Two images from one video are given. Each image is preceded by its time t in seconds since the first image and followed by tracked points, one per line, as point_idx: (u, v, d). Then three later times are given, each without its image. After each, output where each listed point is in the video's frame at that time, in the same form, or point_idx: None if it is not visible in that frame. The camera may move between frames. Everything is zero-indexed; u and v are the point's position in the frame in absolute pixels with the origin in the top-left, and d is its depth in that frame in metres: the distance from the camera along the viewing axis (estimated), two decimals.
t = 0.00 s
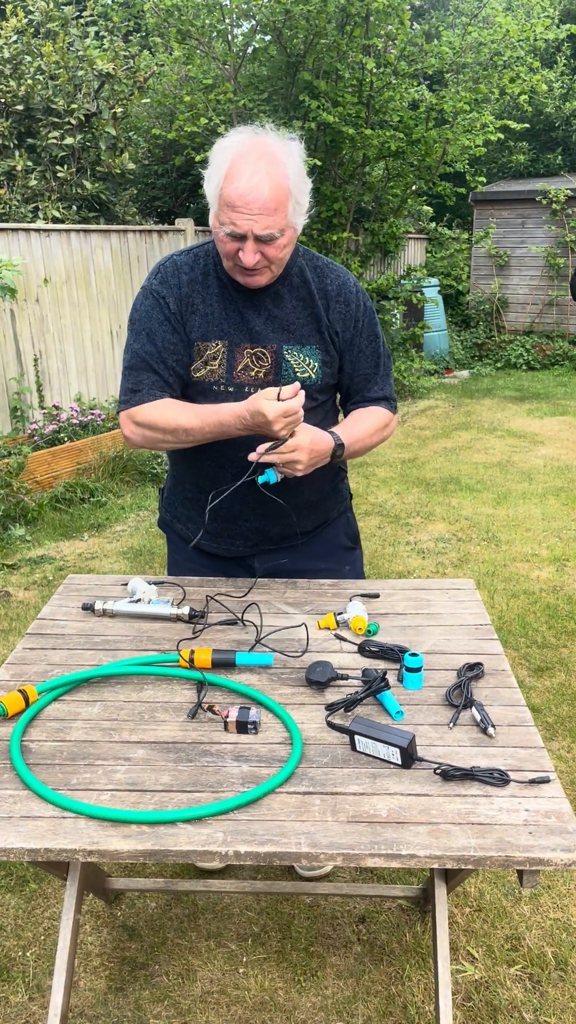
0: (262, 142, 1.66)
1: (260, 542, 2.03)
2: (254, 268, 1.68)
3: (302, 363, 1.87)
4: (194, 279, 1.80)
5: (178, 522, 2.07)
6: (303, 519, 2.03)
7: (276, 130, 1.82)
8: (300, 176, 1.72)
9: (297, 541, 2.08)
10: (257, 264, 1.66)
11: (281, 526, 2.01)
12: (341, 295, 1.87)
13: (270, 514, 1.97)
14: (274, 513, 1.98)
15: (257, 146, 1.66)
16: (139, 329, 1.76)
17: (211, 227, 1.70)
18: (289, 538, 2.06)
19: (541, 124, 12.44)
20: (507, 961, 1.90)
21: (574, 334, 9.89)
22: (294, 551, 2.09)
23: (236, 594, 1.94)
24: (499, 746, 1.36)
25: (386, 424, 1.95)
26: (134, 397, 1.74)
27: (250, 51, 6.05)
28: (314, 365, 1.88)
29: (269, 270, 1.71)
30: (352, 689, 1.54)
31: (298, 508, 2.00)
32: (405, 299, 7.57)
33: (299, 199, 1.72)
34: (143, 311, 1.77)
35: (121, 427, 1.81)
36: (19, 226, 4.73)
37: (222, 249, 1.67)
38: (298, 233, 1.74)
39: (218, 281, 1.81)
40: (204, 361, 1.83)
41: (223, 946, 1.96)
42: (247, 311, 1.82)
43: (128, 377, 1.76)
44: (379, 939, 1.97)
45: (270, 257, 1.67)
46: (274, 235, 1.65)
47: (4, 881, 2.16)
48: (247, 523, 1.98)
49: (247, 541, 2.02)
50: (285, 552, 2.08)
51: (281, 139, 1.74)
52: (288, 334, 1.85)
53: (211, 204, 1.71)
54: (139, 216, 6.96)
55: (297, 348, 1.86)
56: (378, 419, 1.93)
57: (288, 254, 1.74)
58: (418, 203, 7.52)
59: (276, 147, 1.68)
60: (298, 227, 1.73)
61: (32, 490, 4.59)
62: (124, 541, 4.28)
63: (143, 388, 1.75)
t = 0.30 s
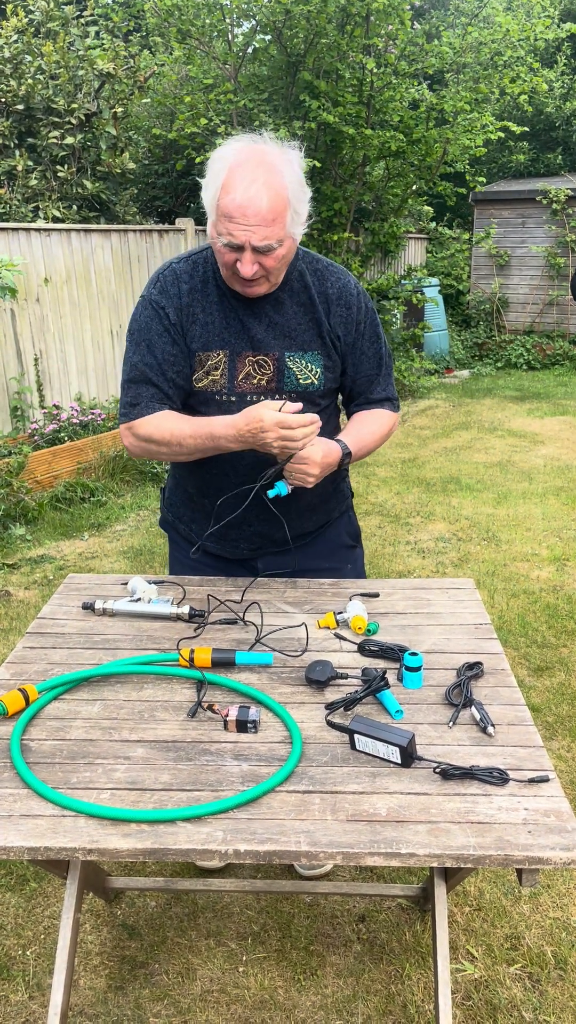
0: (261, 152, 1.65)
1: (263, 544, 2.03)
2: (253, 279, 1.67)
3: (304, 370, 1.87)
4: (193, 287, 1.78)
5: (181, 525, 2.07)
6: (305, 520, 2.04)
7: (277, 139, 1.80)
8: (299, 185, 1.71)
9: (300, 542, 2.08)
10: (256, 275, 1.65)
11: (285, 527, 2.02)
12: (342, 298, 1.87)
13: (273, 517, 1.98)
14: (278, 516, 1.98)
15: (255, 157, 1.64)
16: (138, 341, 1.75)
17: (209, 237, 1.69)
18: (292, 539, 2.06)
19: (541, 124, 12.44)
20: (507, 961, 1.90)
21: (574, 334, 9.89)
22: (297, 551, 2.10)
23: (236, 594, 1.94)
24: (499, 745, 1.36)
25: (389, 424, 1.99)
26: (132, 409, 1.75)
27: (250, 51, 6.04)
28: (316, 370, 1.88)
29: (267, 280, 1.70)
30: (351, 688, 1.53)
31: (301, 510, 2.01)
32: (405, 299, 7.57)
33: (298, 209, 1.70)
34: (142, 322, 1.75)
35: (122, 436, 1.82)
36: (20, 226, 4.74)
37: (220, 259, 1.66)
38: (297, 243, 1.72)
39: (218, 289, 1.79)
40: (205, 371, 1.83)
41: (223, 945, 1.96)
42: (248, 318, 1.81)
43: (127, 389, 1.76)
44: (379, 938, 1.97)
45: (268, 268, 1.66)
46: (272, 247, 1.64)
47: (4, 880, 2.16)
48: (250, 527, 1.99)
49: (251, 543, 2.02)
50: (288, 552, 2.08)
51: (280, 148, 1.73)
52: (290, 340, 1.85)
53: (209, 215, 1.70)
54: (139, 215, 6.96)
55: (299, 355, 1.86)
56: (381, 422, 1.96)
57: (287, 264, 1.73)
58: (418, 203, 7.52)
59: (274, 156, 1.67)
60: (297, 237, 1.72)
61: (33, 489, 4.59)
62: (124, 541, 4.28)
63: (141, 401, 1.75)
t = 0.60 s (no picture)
0: (274, 161, 1.64)
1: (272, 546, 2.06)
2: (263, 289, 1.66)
3: (315, 375, 1.87)
4: (199, 299, 1.77)
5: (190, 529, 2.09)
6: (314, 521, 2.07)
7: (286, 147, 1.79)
8: (310, 195, 1.71)
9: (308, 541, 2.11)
10: (267, 285, 1.65)
11: (293, 529, 2.04)
12: (350, 300, 1.88)
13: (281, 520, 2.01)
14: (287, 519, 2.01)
15: (268, 165, 1.63)
16: (135, 358, 1.74)
17: (219, 244, 1.68)
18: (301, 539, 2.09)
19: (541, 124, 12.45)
20: (507, 960, 1.90)
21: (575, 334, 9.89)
22: (305, 550, 2.13)
23: (237, 594, 1.94)
24: (500, 745, 1.36)
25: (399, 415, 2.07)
26: (119, 427, 1.76)
27: (251, 51, 6.04)
28: (326, 375, 1.89)
29: (276, 290, 1.70)
30: (352, 687, 1.54)
31: (310, 512, 2.03)
32: (406, 300, 7.57)
33: (309, 219, 1.70)
34: (139, 340, 1.74)
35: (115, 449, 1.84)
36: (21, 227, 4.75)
37: (231, 268, 1.65)
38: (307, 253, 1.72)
39: (224, 300, 1.78)
40: (214, 384, 1.81)
41: (224, 944, 1.96)
42: (256, 328, 1.80)
43: (116, 407, 1.77)
44: (380, 937, 1.97)
45: (279, 278, 1.66)
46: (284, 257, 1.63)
47: (5, 880, 2.16)
48: (261, 529, 2.02)
49: (261, 546, 2.06)
50: (296, 553, 2.10)
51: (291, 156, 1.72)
52: (299, 347, 1.85)
53: (219, 222, 1.68)
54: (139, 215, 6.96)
55: (309, 361, 1.86)
56: (395, 415, 2.04)
57: (296, 274, 1.73)
58: (419, 203, 7.53)
59: (287, 165, 1.66)
60: (307, 246, 1.72)
61: (34, 489, 4.59)
62: (124, 541, 4.28)
63: (126, 422, 1.75)
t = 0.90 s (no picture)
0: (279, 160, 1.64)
1: (275, 545, 2.07)
2: (268, 288, 1.66)
3: (320, 374, 1.88)
4: (206, 304, 1.74)
5: (193, 529, 2.09)
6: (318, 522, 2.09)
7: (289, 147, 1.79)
8: (315, 195, 1.71)
9: (310, 541, 2.12)
10: (272, 284, 1.64)
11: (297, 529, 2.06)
12: (351, 299, 1.88)
13: (286, 520, 2.02)
14: (291, 519, 2.02)
15: (274, 164, 1.63)
16: (147, 367, 1.70)
17: (223, 244, 1.66)
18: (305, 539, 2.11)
19: (542, 124, 12.47)
20: (508, 960, 1.90)
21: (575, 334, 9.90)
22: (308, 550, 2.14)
23: (237, 594, 1.94)
24: (500, 745, 1.36)
25: (399, 411, 2.09)
26: (137, 440, 1.71)
27: (251, 51, 6.03)
28: (331, 374, 1.89)
29: (281, 290, 1.69)
30: (353, 687, 1.54)
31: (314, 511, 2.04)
32: (406, 300, 7.58)
33: (314, 219, 1.70)
34: (151, 348, 1.70)
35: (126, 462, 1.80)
36: (22, 227, 4.75)
37: (235, 268, 1.64)
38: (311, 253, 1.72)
39: (230, 303, 1.75)
40: (224, 389, 1.80)
41: (225, 944, 1.96)
42: (262, 330, 1.79)
43: (133, 420, 1.71)
44: (380, 937, 1.97)
45: (285, 278, 1.65)
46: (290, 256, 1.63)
47: (6, 879, 2.16)
48: (266, 530, 2.03)
49: (265, 546, 2.07)
50: (299, 552, 2.12)
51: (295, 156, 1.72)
52: (304, 347, 1.85)
53: (223, 221, 1.67)
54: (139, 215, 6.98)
55: (314, 361, 1.86)
56: (395, 412, 2.05)
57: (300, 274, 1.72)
58: (419, 203, 7.54)
59: (292, 165, 1.66)
60: (312, 246, 1.72)
61: (34, 489, 4.60)
62: (125, 541, 4.29)
63: (145, 436, 1.71)
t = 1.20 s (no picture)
0: (288, 145, 1.66)
1: (274, 545, 2.07)
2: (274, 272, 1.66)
3: (321, 370, 1.87)
4: (206, 293, 1.78)
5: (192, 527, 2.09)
6: (318, 523, 2.08)
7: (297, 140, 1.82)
8: (323, 184, 1.72)
9: (309, 542, 2.11)
10: (278, 268, 1.64)
11: (297, 528, 2.05)
12: (355, 297, 1.89)
13: (286, 520, 2.02)
14: (291, 519, 2.02)
15: (283, 149, 1.65)
16: (140, 350, 1.76)
17: (230, 227, 1.67)
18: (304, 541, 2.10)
19: (542, 125, 12.50)
20: (508, 960, 1.91)
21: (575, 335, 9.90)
22: (307, 551, 2.13)
23: (237, 594, 1.94)
24: (499, 745, 1.37)
25: (403, 416, 2.06)
26: (125, 417, 1.76)
27: (251, 53, 6.03)
28: (332, 371, 1.89)
29: (287, 275, 1.69)
30: (353, 687, 1.54)
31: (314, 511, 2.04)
32: (406, 300, 7.59)
33: (321, 206, 1.71)
34: (146, 331, 1.76)
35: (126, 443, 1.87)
36: (22, 228, 4.74)
37: (241, 250, 1.64)
38: (317, 241, 1.73)
39: (231, 294, 1.79)
40: (219, 377, 1.81)
41: (225, 944, 1.97)
42: (263, 322, 1.81)
43: (123, 398, 1.77)
44: (380, 937, 1.97)
45: (290, 262, 1.65)
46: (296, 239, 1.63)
47: (6, 880, 2.16)
48: (265, 529, 2.02)
49: (264, 546, 2.06)
50: (297, 553, 2.12)
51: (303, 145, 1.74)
52: (306, 341, 1.85)
53: (230, 205, 1.68)
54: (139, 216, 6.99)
55: (315, 356, 1.86)
56: (397, 415, 2.03)
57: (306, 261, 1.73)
58: (418, 204, 7.57)
59: (301, 152, 1.68)
60: (318, 233, 1.73)
61: (34, 489, 4.60)
62: (125, 541, 4.30)
63: (132, 414, 1.76)
